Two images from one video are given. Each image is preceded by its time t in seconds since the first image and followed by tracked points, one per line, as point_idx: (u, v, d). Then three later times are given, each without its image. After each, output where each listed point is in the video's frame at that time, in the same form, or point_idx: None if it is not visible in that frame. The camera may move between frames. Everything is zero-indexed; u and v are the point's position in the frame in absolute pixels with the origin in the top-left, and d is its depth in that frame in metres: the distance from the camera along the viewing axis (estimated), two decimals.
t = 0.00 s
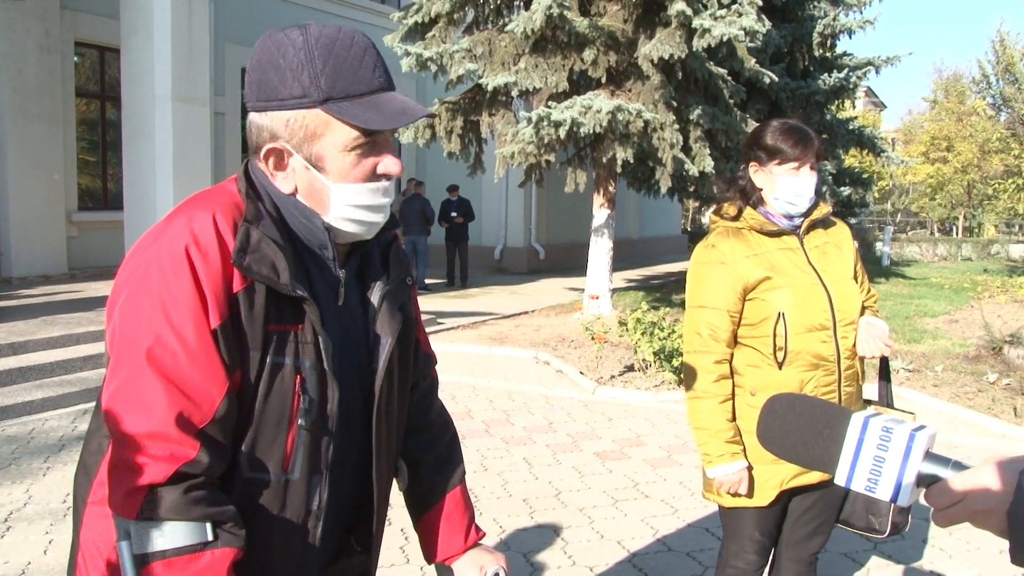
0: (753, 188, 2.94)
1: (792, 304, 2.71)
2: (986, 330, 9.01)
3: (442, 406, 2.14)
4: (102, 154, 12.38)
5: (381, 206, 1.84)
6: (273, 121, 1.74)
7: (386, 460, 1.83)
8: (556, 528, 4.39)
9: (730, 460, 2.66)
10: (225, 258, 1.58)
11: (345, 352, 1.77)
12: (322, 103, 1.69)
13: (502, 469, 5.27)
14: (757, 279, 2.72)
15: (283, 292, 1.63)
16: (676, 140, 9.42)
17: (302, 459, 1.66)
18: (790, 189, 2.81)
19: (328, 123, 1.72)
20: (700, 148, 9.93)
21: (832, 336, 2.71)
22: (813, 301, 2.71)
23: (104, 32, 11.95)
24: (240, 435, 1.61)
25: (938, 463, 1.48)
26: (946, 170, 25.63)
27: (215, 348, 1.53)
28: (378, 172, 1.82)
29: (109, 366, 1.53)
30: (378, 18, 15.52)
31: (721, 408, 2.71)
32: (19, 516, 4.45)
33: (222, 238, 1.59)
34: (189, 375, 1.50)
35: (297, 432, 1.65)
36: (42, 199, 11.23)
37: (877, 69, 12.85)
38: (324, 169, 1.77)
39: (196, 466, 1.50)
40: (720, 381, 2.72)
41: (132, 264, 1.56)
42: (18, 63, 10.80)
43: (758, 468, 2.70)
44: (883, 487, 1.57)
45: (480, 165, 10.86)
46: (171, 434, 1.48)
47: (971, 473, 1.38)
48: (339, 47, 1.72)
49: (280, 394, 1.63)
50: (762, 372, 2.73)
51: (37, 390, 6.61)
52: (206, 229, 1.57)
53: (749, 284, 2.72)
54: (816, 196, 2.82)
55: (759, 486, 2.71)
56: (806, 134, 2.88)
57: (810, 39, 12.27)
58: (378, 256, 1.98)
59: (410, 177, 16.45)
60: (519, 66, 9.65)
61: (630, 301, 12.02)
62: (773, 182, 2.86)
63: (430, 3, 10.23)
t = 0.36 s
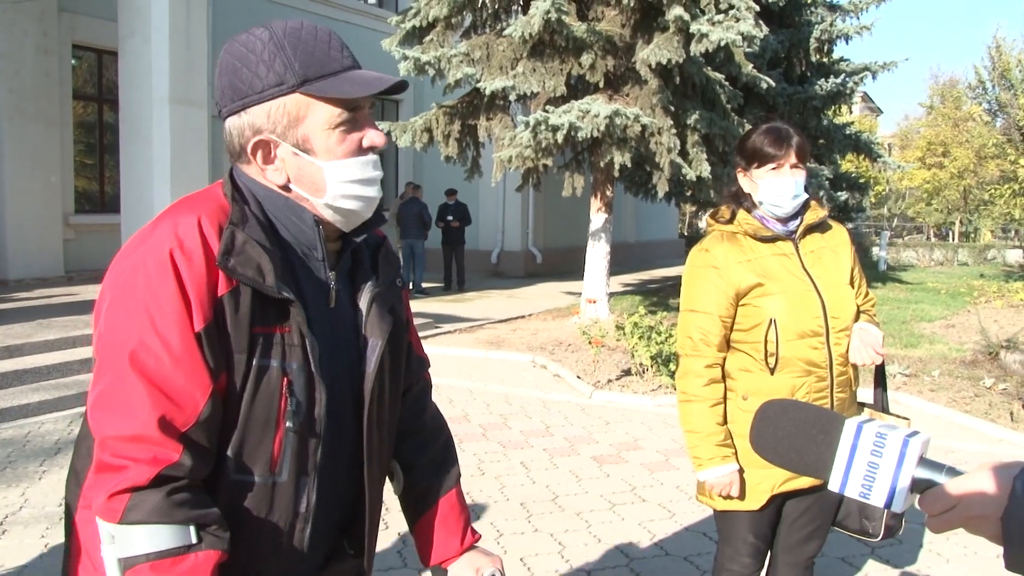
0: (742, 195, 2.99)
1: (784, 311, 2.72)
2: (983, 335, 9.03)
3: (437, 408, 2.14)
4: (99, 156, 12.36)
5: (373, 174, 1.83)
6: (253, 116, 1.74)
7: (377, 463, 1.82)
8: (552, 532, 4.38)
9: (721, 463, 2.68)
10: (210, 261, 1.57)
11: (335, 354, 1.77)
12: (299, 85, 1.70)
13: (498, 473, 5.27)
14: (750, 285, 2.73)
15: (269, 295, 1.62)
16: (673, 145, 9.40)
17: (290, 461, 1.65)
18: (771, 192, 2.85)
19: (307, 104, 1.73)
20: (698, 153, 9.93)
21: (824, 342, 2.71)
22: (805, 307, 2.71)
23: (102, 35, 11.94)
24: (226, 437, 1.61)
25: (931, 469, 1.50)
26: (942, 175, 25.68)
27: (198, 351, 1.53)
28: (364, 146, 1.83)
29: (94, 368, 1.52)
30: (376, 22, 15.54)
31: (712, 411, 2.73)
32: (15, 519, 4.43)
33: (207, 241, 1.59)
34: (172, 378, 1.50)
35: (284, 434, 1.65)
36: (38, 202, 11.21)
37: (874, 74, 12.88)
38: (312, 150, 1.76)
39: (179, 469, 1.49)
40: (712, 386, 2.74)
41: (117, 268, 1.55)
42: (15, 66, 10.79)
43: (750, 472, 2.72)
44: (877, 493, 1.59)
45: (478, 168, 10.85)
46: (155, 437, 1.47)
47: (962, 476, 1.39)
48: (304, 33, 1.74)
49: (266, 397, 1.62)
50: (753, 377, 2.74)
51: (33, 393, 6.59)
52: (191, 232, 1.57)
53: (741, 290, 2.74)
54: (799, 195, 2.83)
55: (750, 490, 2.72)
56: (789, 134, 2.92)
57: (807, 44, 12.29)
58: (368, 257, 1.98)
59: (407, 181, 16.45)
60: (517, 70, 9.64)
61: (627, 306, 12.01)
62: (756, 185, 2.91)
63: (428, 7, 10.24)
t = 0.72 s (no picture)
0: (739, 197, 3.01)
1: (778, 314, 2.72)
2: (981, 338, 9.03)
3: (428, 403, 2.14)
4: (98, 156, 12.33)
5: (333, 162, 1.84)
6: (214, 103, 1.75)
7: (354, 453, 1.81)
8: (551, 534, 4.38)
9: (710, 464, 2.69)
10: (161, 252, 1.57)
11: (303, 344, 1.76)
12: (258, 70, 1.71)
13: (496, 474, 5.27)
14: (742, 288, 2.74)
15: (225, 283, 1.61)
16: (673, 146, 9.40)
17: (257, 450, 1.65)
18: (764, 194, 2.86)
19: (265, 89, 1.74)
20: (698, 155, 9.93)
21: (817, 345, 2.72)
22: (798, 309, 2.72)
23: (101, 34, 11.92)
24: (187, 430, 1.60)
25: (927, 466, 1.48)
26: (941, 178, 25.69)
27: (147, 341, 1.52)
28: (324, 134, 1.85)
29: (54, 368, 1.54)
30: (375, 23, 15.54)
31: (703, 412, 2.74)
32: (12, 519, 4.42)
33: (160, 234, 1.59)
34: (123, 370, 1.49)
35: (250, 424, 1.64)
36: (36, 202, 11.19)
37: (873, 77, 12.90)
38: (270, 135, 1.78)
39: (131, 461, 1.47)
40: (703, 387, 2.76)
41: (73, 269, 1.57)
42: (14, 65, 10.78)
43: (743, 475, 2.73)
44: (873, 490, 1.57)
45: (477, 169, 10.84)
46: (105, 430, 1.47)
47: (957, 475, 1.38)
48: (267, 22, 1.76)
49: (228, 387, 1.62)
50: (746, 379, 2.75)
51: (30, 393, 6.58)
52: (143, 226, 1.58)
53: (734, 293, 2.75)
54: (793, 197, 2.83)
55: (742, 492, 2.73)
56: (784, 136, 2.93)
57: (806, 46, 12.30)
58: (340, 245, 1.98)
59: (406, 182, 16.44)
60: (517, 72, 9.64)
61: (626, 307, 12.00)
62: (750, 187, 2.93)
63: (427, 8, 10.24)
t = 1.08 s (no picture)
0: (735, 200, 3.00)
1: (772, 316, 2.74)
2: (981, 339, 9.03)
3: (412, 399, 2.14)
4: (98, 155, 12.32)
5: (286, 147, 1.80)
6: (171, 95, 1.80)
7: (338, 447, 1.79)
8: (552, 534, 4.37)
9: (698, 465, 2.73)
10: (127, 247, 1.58)
11: (280, 336, 1.76)
12: (203, 59, 1.74)
13: (497, 475, 5.26)
14: (737, 289, 2.75)
15: (193, 275, 1.61)
16: (673, 147, 9.41)
17: (235, 443, 1.64)
18: (762, 196, 2.87)
19: (211, 77, 1.76)
20: (698, 155, 9.95)
21: (812, 348, 2.72)
22: (793, 312, 2.73)
23: (101, 34, 11.92)
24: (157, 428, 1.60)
25: (928, 464, 1.46)
26: (940, 180, 25.70)
27: (107, 335, 1.52)
28: (272, 120, 1.81)
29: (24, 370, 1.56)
30: (375, 23, 15.54)
31: (693, 414, 2.77)
32: (10, 519, 4.41)
33: (126, 231, 1.60)
34: (82, 367, 1.50)
35: (227, 416, 1.63)
36: (36, 201, 11.18)
37: (873, 78, 12.92)
38: (215, 123, 1.79)
39: (81, 459, 1.48)
40: (694, 389, 2.78)
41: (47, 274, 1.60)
42: (13, 64, 10.78)
43: (734, 477, 2.74)
44: (873, 486, 1.57)
45: (478, 170, 10.85)
46: (61, 427, 1.48)
47: (953, 477, 1.38)
48: (222, 11, 1.78)
49: (201, 379, 1.61)
50: (741, 380, 2.76)
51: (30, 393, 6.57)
52: (111, 224, 1.59)
53: (729, 294, 2.76)
54: (790, 198, 2.84)
55: (734, 494, 2.73)
56: (779, 138, 2.96)
57: (806, 48, 12.30)
58: (320, 238, 1.97)
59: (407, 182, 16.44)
60: (518, 72, 9.66)
61: (626, 308, 12.01)
62: (747, 189, 2.93)
63: (428, 8, 10.24)
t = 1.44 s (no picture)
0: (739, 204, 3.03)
1: (778, 316, 2.73)
2: (989, 341, 9.01)
3: (410, 389, 2.16)
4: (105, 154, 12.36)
5: (285, 140, 1.81)
6: (169, 93, 1.80)
7: (352, 435, 1.80)
8: (559, 535, 4.38)
9: (673, 452, 2.78)
10: (133, 242, 1.57)
11: (290, 327, 1.75)
12: (200, 55, 1.75)
13: (505, 476, 5.27)
14: (741, 287, 2.76)
15: (201, 267, 1.61)
16: (680, 149, 9.41)
17: (253, 432, 1.63)
18: (764, 195, 2.89)
19: (209, 73, 1.77)
20: (704, 157, 9.97)
21: (817, 349, 2.72)
22: (800, 312, 2.73)
23: (109, 33, 11.95)
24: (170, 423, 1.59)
25: (949, 466, 1.48)
26: (946, 181, 25.62)
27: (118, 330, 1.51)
28: (270, 113, 1.83)
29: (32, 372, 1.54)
30: (382, 23, 15.55)
31: (684, 402, 2.82)
32: (20, 517, 4.43)
33: (133, 227, 1.60)
34: (96, 363, 1.49)
35: (243, 406, 1.62)
36: (43, 199, 11.22)
37: (880, 80, 12.90)
38: (215, 118, 1.79)
39: (104, 456, 1.48)
40: (689, 377, 2.82)
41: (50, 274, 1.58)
42: (22, 63, 10.83)
43: (741, 479, 2.73)
44: (892, 488, 1.56)
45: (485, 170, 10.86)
46: (81, 425, 1.47)
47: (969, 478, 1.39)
48: (217, 6, 1.79)
49: (215, 371, 1.60)
50: (746, 382, 2.76)
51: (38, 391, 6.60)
52: (116, 221, 1.59)
53: (733, 290, 2.77)
54: (793, 196, 2.86)
55: (740, 497, 2.72)
56: (778, 138, 2.99)
57: (813, 49, 12.29)
58: (321, 230, 1.97)
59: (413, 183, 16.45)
60: (525, 73, 9.68)
61: (633, 309, 12.00)
62: (749, 191, 2.96)
63: (436, 9, 10.26)
